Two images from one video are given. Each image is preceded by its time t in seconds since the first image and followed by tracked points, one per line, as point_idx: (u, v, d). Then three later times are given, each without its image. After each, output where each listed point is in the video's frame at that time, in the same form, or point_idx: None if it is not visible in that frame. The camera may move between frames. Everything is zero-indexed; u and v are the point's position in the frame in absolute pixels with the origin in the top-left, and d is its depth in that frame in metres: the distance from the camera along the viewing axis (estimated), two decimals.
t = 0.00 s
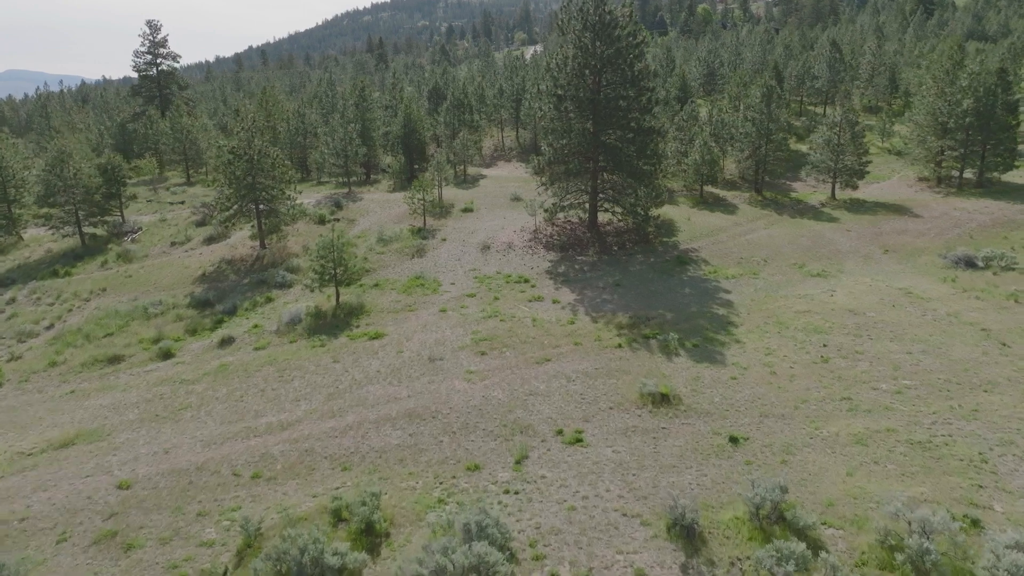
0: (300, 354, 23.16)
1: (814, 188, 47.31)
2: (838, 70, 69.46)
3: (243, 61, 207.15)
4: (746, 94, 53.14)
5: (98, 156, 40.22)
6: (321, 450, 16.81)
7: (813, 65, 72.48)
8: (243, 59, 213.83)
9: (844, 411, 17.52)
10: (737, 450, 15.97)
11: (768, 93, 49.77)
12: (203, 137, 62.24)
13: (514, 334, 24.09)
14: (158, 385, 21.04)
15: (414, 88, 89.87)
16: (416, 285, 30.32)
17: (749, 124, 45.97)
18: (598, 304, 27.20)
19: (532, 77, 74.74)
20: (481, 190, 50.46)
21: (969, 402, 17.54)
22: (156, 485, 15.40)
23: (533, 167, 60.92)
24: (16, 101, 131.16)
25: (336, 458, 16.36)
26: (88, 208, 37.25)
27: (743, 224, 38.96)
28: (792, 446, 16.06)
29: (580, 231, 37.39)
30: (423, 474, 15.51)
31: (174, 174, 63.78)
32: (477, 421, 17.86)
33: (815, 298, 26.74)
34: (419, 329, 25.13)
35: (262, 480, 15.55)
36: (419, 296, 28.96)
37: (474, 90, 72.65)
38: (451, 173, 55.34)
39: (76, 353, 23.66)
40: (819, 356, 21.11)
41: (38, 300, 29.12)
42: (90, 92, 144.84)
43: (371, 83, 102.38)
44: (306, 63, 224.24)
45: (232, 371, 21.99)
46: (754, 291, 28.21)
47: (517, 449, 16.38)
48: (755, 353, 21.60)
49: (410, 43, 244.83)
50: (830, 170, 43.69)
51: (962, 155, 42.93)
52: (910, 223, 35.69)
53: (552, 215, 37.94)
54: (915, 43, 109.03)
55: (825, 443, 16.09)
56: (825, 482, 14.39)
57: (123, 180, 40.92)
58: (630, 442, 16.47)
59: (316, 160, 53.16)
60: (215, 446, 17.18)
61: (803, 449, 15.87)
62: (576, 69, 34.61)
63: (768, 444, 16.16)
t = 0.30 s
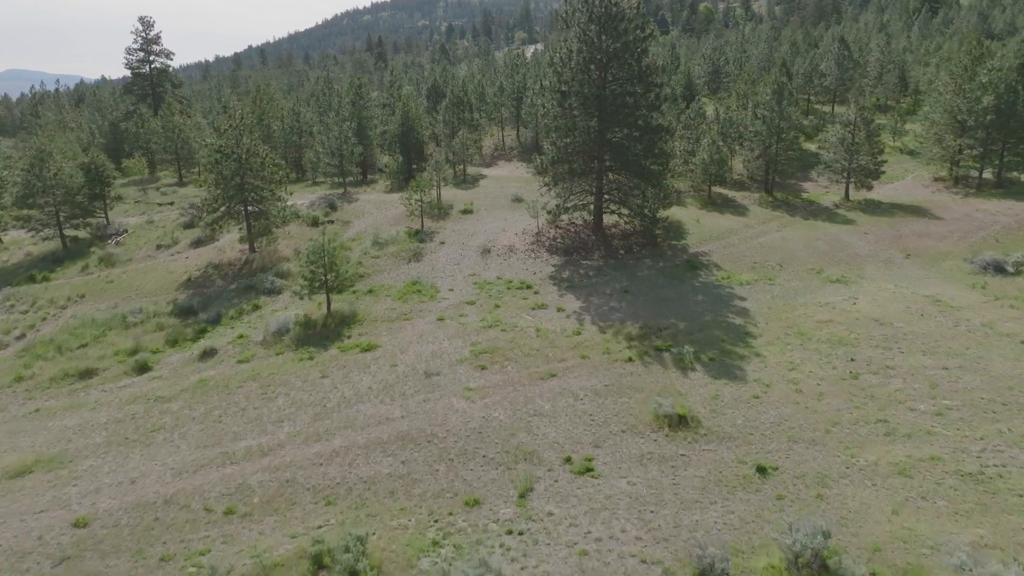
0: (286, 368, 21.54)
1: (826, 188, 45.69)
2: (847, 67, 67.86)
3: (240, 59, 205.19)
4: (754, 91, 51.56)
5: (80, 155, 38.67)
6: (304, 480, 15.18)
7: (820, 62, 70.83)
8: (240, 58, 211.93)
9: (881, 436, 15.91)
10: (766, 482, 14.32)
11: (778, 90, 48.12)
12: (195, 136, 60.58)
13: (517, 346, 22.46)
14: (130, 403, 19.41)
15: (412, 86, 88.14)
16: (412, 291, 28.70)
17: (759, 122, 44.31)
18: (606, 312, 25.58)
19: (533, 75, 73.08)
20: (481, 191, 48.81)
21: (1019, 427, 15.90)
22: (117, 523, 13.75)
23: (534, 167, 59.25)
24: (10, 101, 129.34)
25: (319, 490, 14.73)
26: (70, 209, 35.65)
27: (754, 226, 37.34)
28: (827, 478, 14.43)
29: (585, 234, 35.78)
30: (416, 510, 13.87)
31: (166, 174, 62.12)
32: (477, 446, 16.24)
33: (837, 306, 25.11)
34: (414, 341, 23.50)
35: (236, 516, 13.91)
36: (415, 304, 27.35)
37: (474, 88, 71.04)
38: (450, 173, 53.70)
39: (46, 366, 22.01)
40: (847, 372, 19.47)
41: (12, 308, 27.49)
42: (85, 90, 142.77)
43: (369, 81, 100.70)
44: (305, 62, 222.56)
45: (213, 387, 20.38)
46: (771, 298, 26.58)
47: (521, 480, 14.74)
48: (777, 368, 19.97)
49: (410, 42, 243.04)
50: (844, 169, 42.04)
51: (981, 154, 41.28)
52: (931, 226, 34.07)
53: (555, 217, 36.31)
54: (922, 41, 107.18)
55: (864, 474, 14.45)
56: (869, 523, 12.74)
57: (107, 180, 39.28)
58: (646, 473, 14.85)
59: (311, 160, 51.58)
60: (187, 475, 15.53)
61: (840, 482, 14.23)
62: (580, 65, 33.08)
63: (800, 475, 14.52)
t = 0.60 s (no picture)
0: (270, 386, 19.89)
1: (839, 189, 44.04)
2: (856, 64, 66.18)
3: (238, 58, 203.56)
4: (763, 89, 49.93)
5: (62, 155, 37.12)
6: (281, 519, 13.51)
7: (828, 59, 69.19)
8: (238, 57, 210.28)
9: (928, 468, 14.24)
10: (803, 523, 12.65)
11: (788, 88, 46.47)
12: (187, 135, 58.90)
13: (519, 361, 20.81)
14: (97, 425, 17.73)
15: (411, 84, 86.59)
16: (407, 299, 27.07)
17: (770, 120, 42.63)
18: (614, 323, 23.92)
19: (534, 73, 71.44)
20: (481, 191, 47.19)
21: None
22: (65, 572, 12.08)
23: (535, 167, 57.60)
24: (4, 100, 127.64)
25: (298, 532, 13.05)
26: (51, 211, 34.05)
27: (767, 229, 35.72)
28: (872, 519, 12.74)
29: (590, 237, 34.08)
30: (407, 557, 12.19)
31: (158, 174, 60.48)
32: (476, 478, 14.60)
33: (862, 316, 23.45)
34: (409, 354, 21.90)
35: (201, 563, 12.23)
36: (411, 313, 25.74)
37: (474, 86, 69.43)
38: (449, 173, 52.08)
39: (10, 383, 20.35)
40: (881, 391, 17.79)
41: None
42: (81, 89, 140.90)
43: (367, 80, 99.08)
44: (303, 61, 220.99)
45: (188, 407, 18.72)
46: (790, 307, 24.92)
47: (525, 520, 13.08)
48: (804, 386, 18.30)
49: (409, 42, 241.31)
50: (859, 170, 40.37)
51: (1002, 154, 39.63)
52: (954, 230, 32.42)
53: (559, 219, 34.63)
54: (929, 39, 105.43)
55: (914, 514, 12.76)
56: None
57: (90, 180, 37.75)
58: (665, 512, 13.19)
59: (305, 160, 49.96)
60: (150, 512, 13.86)
61: (886, 523, 12.53)
62: (585, 59, 31.41)
63: (840, 515, 12.84)
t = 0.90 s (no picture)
0: (250, 406, 18.24)
1: (852, 191, 42.41)
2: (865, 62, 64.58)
3: (235, 58, 201.99)
4: (772, 87, 48.31)
5: (41, 155, 35.47)
6: (250, 568, 11.82)
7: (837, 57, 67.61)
8: (236, 57, 208.84)
9: (987, 510, 12.52)
10: None
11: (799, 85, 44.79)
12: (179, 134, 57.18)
13: (521, 378, 19.17)
14: (55, 452, 16.06)
15: (409, 82, 84.92)
16: (401, 309, 25.45)
17: (781, 119, 40.94)
18: (623, 336, 22.29)
19: (535, 71, 69.77)
20: (480, 192, 45.54)
21: None
22: None
23: (536, 167, 56.00)
24: None
25: None
26: (27, 213, 32.81)
27: (780, 233, 34.10)
28: (929, 573, 11.03)
29: (594, 241, 32.42)
30: None
31: (149, 174, 58.92)
32: (473, 519, 12.93)
33: (890, 328, 21.79)
34: (402, 371, 20.26)
35: None
36: (405, 324, 24.12)
37: (473, 85, 67.85)
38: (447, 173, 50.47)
39: None
40: (921, 415, 16.10)
41: None
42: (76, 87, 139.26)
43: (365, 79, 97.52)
44: (302, 61, 219.55)
45: (158, 430, 17.05)
46: (811, 318, 23.26)
47: (529, 572, 11.39)
48: (835, 409, 16.64)
49: (409, 41, 239.55)
50: (874, 170, 38.72)
51: None
52: (978, 234, 30.80)
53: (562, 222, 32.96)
54: (935, 37, 103.77)
55: (978, 568, 11.05)
56: None
57: (70, 181, 36.21)
58: (691, 563, 11.51)
59: (299, 159, 48.34)
60: (102, 560, 12.16)
61: None
62: (590, 54, 29.78)
63: (893, 569, 11.12)
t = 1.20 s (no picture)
0: (225, 431, 16.60)
1: (866, 192, 40.79)
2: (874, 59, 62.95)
3: (233, 56, 200.52)
4: (782, 85, 46.68)
5: (19, 154, 33.79)
6: None
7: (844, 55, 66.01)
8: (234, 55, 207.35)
9: None
10: None
11: (810, 82, 43.10)
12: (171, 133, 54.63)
13: (522, 399, 17.53)
14: (3, 486, 14.40)
15: (407, 81, 83.38)
16: (394, 319, 23.82)
17: (793, 117, 39.25)
18: (632, 351, 20.65)
19: (535, 69, 68.19)
20: (479, 193, 43.90)
21: None
22: None
23: (537, 167, 54.45)
24: None
25: None
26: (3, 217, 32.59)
27: (794, 236, 32.45)
28: None
29: (599, 245, 30.77)
30: None
31: (139, 174, 57.33)
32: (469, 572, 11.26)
33: (922, 341, 20.13)
34: (393, 390, 18.60)
35: None
36: (398, 336, 22.50)
37: (473, 82, 66.21)
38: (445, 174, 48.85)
39: None
40: (969, 444, 14.45)
41: None
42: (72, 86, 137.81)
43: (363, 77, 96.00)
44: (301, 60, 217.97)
45: (121, 459, 15.40)
46: (834, 330, 21.62)
47: None
48: (872, 436, 14.99)
49: (408, 40, 237.95)
50: (891, 170, 37.07)
51: None
52: (1005, 238, 29.17)
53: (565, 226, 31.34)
54: (941, 34, 102.11)
55: None
56: None
57: (48, 182, 35.07)
58: None
59: (292, 159, 46.71)
60: None
61: None
62: (594, 48, 28.29)
63: None
